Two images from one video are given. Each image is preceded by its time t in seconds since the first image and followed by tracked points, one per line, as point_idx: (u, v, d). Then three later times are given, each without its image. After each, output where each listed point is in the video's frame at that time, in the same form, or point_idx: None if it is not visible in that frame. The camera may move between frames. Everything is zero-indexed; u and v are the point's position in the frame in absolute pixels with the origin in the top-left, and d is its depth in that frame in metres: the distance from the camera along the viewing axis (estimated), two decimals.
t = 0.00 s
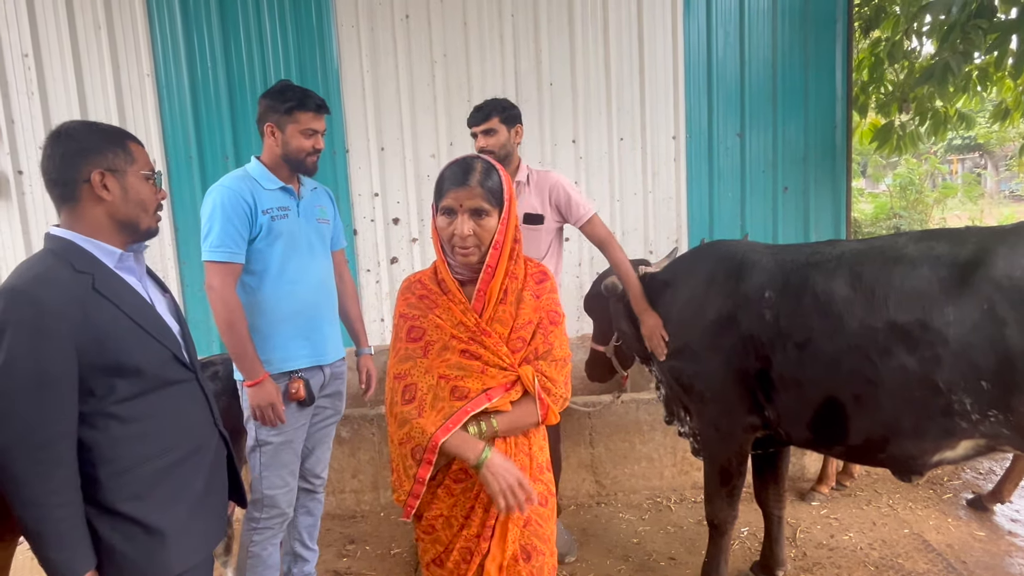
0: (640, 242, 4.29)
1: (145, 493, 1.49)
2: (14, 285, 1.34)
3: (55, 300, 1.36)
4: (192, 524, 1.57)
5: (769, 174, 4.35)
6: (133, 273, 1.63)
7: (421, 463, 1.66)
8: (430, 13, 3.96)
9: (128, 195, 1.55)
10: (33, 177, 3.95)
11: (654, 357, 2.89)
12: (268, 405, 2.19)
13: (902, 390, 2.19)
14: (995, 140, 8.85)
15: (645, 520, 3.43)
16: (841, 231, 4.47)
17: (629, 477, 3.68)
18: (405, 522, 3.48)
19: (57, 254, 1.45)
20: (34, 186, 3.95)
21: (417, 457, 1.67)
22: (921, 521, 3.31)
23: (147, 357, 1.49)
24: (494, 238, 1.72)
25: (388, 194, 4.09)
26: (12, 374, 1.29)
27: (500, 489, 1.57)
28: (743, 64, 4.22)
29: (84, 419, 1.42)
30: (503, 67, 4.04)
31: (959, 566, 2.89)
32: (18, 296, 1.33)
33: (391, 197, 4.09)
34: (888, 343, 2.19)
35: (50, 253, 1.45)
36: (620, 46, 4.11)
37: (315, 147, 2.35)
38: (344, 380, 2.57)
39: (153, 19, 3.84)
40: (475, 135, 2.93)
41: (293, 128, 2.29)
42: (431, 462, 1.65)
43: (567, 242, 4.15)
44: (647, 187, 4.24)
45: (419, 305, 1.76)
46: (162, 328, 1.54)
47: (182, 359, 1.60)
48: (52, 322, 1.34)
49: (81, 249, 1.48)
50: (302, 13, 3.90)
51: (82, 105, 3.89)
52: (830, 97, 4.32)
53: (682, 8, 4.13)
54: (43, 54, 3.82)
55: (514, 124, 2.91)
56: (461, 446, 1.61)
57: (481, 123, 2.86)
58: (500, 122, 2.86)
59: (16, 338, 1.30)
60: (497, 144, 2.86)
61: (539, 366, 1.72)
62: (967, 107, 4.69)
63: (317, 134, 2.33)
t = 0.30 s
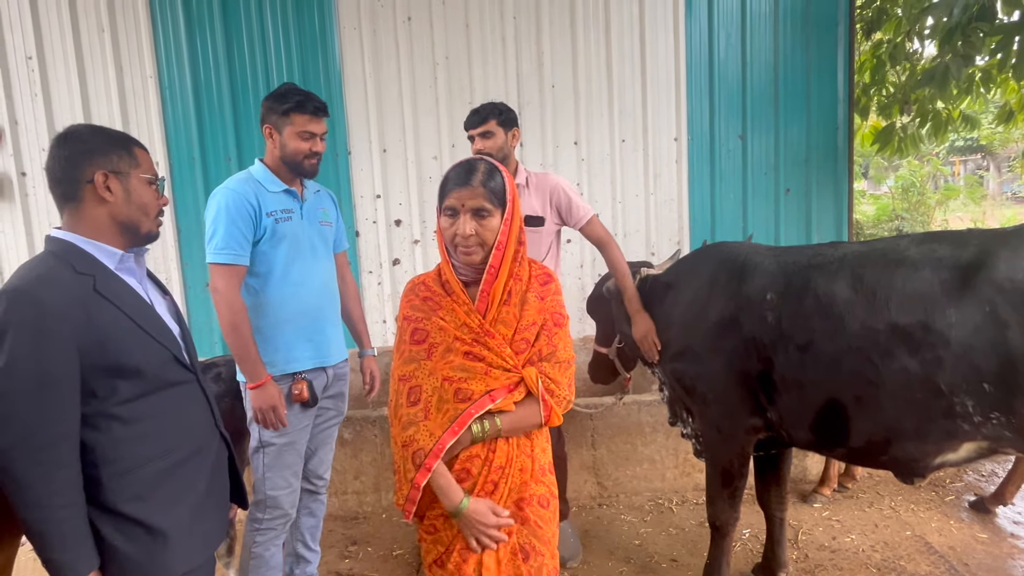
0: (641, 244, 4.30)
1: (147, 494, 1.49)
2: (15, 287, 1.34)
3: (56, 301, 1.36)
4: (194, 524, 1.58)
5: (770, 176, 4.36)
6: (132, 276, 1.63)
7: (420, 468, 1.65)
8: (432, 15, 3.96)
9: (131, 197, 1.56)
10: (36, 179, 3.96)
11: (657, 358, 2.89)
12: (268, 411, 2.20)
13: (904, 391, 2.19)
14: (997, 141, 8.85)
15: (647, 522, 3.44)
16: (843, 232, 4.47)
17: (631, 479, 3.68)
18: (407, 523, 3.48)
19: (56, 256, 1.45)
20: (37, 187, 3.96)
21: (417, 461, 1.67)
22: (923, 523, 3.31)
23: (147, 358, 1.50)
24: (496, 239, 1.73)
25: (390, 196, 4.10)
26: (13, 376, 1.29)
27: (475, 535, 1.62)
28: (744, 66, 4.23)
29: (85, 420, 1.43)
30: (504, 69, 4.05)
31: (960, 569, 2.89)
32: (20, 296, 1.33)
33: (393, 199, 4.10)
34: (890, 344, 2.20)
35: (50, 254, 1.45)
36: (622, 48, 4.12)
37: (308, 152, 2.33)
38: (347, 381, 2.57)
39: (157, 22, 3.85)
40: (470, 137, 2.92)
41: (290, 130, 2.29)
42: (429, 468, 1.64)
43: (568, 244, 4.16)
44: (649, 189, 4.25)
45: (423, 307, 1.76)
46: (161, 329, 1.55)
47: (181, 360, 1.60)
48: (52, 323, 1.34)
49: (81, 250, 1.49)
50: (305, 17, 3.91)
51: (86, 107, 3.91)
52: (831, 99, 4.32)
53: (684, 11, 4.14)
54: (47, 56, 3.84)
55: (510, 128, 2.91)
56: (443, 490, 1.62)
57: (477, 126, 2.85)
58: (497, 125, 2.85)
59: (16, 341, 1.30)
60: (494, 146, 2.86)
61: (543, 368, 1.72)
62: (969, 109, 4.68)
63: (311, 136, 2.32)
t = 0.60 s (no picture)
0: (644, 245, 4.30)
1: (145, 494, 1.50)
2: (15, 288, 1.35)
3: (55, 303, 1.37)
4: (192, 525, 1.58)
5: (773, 177, 4.36)
6: (134, 279, 1.64)
7: (432, 469, 1.66)
8: (435, 17, 3.97)
9: (133, 201, 1.57)
10: (40, 180, 3.97)
11: (660, 359, 2.90)
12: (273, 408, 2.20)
13: (906, 393, 2.19)
14: (1001, 142, 8.84)
15: (649, 523, 3.44)
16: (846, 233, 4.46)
17: (633, 480, 3.68)
18: (409, 524, 3.49)
19: (57, 257, 1.46)
20: (41, 188, 3.98)
21: (428, 462, 1.67)
22: (925, 524, 3.30)
23: (147, 359, 1.51)
24: (500, 240, 1.73)
25: (393, 197, 4.11)
26: (13, 373, 1.30)
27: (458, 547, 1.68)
28: (747, 67, 4.23)
29: (84, 421, 1.43)
30: (507, 71, 4.05)
31: (963, 570, 2.89)
32: (19, 296, 1.34)
33: (396, 200, 4.11)
34: (892, 345, 2.20)
35: (51, 255, 1.46)
36: (625, 50, 4.12)
37: (279, 149, 2.30)
38: (349, 381, 2.57)
39: (160, 24, 3.86)
40: (478, 134, 2.88)
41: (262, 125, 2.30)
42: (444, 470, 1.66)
43: (571, 245, 4.16)
44: (651, 190, 4.25)
45: (429, 308, 1.76)
46: (161, 331, 1.56)
47: (181, 362, 1.61)
48: (51, 323, 1.35)
49: (82, 251, 1.50)
50: (307, 18, 3.92)
51: (89, 108, 3.92)
52: (834, 100, 4.31)
53: (686, 13, 4.14)
54: (51, 57, 3.86)
55: (520, 127, 2.90)
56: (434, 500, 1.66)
57: (487, 124, 2.83)
58: (507, 124, 2.83)
59: (16, 338, 1.31)
60: (503, 145, 2.84)
61: (547, 371, 1.74)
62: (973, 110, 4.67)
63: (283, 132, 2.29)
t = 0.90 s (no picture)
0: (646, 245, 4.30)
1: (141, 494, 1.50)
2: (11, 285, 1.35)
3: (51, 302, 1.37)
4: (188, 525, 1.59)
5: (774, 176, 4.35)
6: (134, 280, 1.65)
7: (421, 461, 1.68)
8: (437, 17, 3.97)
9: (113, 213, 1.55)
10: (42, 180, 3.99)
11: (661, 359, 2.90)
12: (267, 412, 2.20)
13: (907, 393, 2.19)
14: (1003, 141, 8.83)
15: (651, 523, 3.44)
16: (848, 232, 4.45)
17: (635, 480, 3.68)
18: (411, 523, 3.49)
19: (54, 255, 1.47)
20: (44, 188, 3.99)
21: (416, 455, 1.69)
22: (927, 524, 3.30)
23: (143, 359, 1.51)
24: (500, 239, 1.73)
25: (395, 197, 4.11)
26: (13, 372, 1.30)
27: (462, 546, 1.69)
28: (749, 67, 4.23)
29: (80, 421, 1.44)
30: (508, 71, 4.06)
31: (965, 570, 2.88)
32: (16, 294, 1.34)
33: (397, 199, 4.11)
34: (893, 346, 2.19)
35: (48, 254, 1.47)
36: (627, 50, 4.12)
37: (278, 148, 2.30)
38: (351, 380, 2.58)
39: (162, 24, 3.87)
40: (486, 136, 2.88)
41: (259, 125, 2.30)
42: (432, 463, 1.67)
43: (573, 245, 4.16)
44: (653, 190, 4.25)
45: (430, 306, 1.77)
46: (157, 331, 1.56)
47: (178, 362, 1.61)
48: (46, 320, 1.35)
49: (79, 250, 1.50)
50: (309, 18, 3.92)
51: (92, 109, 3.93)
52: (836, 99, 4.31)
53: (688, 12, 4.14)
54: (54, 58, 3.87)
55: (527, 127, 2.89)
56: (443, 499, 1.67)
57: (493, 125, 2.82)
58: (514, 125, 2.83)
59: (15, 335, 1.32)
60: (510, 146, 2.84)
61: (546, 372, 1.73)
62: (975, 109, 4.67)
63: (280, 132, 2.30)
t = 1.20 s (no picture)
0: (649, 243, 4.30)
1: (148, 492, 1.51)
2: (18, 285, 1.36)
3: (59, 300, 1.38)
4: (195, 522, 1.59)
5: (778, 175, 4.34)
6: (140, 279, 1.65)
7: (431, 463, 1.70)
8: (440, 15, 3.97)
9: (116, 216, 1.55)
10: (47, 179, 4.00)
11: (664, 358, 2.89)
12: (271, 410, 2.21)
13: (911, 391, 2.19)
14: (1009, 138, 8.78)
15: (654, 522, 3.44)
16: (852, 230, 4.43)
17: (638, 478, 3.68)
18: (414, 522, 3.50)
19: (60, 254, 1.47)
20: (49, 187, 4.01)
21: (427, 456, 1.71)
22: (932, 524, 3.29)
23: (149, 357, 1.52)
24: (498, 235, 1.72)
25: (399, 195, 4.12)
26: (21, 371, 1.31)
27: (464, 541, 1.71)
28: (753, 65, 4.22)
29: (87, 419, 1.44)
30: (512, 70, 4.06)
31: (969, 569, 2.88)
32: (23, 294, 1.34)
33: (401, 198, 4.12)
34: (898, 344, 2.19)
35: (53, 254, 1.47)
36: (630, 48, 4.12)
37: (283, 147, 2.31)
38: (355, 378, 2.58)
39: (166, 23, 3.89)
40: (497, 133, 2.87)
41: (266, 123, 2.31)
42: (440, 463, 1.69)
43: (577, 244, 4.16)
44: (656, 188, 4.24)
45: (437, 302, 1.78)
46: (163, 329, 1.57)
47: (185, 360, 1.62)
48: (53, 318, 1.35)
49: (84, 250, 1.50)
50: (313, 16, 3.93)
51: (96, 108, 3.94)
52: (840, 97, 4.30)
53: (692, 10, 4.13)
54: (59, 57, 3.89)
55: (538, 126, 2.89)
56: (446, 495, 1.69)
57: (505, 123, 2.82)
58: (526, 123, 2.83)
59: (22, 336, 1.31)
60: (522, 144, 2.84)
61: (547, 374, 1.73)
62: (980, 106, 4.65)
63: (285, 130, 2.30)
